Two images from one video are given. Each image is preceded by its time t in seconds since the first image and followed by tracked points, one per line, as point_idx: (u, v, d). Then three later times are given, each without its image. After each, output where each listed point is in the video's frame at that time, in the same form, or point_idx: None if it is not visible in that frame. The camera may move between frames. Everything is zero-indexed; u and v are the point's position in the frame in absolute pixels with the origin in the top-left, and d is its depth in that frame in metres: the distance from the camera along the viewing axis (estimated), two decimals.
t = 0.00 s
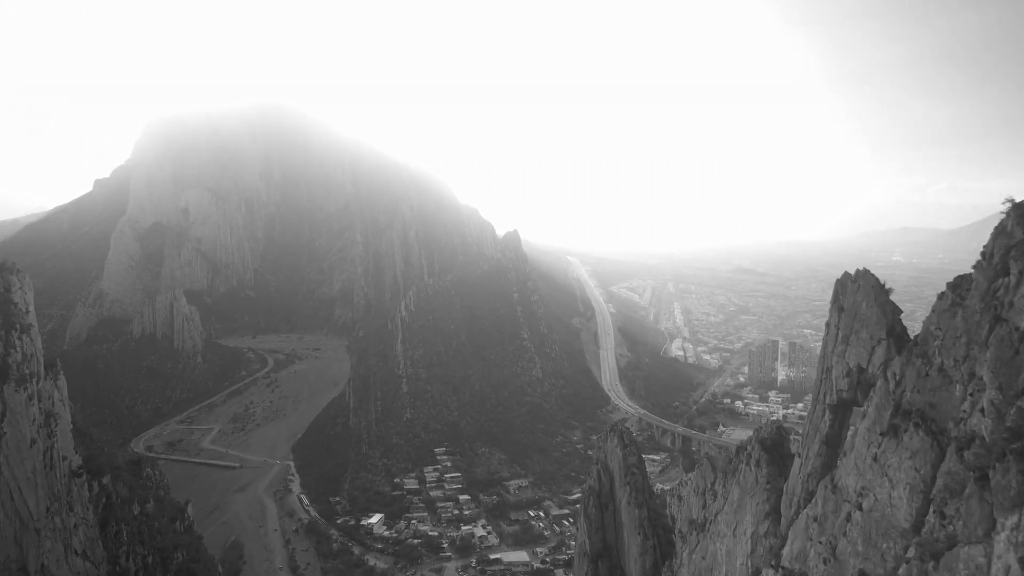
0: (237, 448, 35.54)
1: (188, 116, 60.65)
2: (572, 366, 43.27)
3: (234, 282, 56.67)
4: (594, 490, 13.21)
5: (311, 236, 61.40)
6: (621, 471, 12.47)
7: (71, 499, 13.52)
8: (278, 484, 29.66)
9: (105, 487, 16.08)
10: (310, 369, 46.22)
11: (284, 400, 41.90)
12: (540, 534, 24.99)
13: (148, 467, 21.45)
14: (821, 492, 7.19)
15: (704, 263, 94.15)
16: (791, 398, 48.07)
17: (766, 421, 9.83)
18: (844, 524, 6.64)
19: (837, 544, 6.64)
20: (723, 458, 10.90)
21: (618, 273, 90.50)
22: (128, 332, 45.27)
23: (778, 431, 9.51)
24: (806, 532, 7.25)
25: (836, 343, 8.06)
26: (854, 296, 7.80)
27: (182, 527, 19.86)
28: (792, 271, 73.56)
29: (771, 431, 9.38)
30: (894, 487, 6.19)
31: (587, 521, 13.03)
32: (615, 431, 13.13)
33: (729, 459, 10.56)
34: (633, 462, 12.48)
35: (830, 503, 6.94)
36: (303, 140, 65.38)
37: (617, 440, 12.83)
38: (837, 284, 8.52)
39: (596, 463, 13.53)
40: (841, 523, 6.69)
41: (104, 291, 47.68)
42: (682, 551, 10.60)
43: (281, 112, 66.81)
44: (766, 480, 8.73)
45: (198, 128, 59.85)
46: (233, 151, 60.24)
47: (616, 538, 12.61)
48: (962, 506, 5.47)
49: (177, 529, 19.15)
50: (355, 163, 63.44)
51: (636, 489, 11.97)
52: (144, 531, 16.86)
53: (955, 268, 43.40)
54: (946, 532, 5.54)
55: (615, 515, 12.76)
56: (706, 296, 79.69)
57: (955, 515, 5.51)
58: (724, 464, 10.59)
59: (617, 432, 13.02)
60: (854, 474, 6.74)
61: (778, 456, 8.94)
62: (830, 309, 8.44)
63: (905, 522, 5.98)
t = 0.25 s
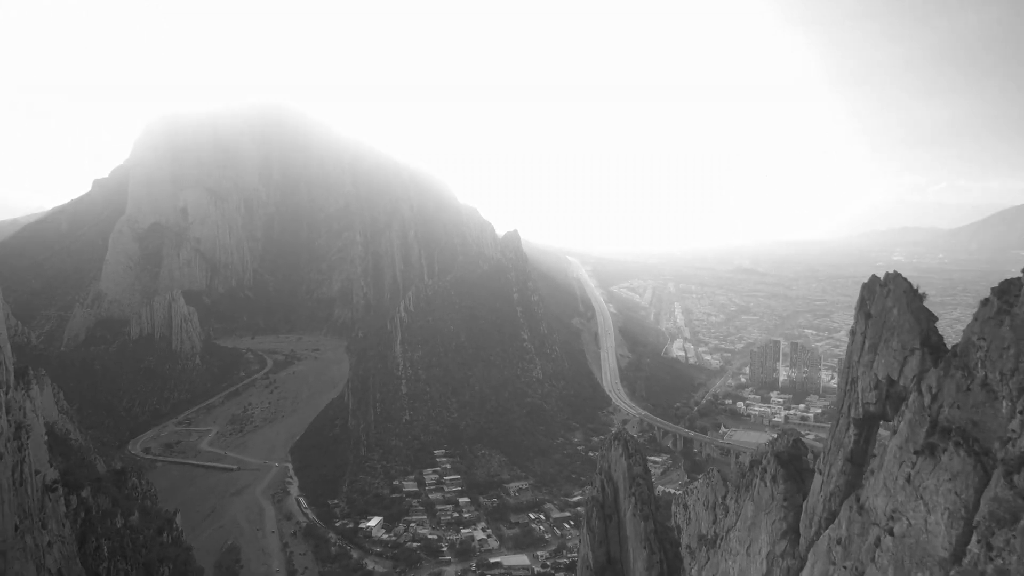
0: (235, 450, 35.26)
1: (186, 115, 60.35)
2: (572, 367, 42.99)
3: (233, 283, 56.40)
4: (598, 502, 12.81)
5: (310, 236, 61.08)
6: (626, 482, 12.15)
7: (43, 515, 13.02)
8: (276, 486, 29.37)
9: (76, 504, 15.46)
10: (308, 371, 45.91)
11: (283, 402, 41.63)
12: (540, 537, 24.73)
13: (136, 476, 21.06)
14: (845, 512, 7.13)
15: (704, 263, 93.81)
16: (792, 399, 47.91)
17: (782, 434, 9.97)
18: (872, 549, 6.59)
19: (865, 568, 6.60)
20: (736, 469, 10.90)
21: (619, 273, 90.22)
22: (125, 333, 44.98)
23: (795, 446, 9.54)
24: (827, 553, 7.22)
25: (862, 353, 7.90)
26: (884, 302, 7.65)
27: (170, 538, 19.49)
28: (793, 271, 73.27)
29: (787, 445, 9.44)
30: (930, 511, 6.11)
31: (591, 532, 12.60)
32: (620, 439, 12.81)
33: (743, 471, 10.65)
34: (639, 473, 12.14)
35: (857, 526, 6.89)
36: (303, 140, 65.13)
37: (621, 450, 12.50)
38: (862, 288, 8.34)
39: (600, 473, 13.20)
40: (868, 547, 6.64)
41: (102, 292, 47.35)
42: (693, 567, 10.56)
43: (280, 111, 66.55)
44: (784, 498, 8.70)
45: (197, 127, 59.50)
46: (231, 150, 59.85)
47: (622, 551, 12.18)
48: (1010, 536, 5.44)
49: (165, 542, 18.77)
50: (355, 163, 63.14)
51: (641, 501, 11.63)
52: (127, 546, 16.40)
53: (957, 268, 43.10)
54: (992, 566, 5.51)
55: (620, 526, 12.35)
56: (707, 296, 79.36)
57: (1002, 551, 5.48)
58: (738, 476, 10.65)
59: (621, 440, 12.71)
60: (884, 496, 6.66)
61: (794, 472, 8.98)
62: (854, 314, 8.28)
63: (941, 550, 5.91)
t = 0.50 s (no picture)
0: (234, 452, 35.02)
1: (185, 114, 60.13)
2: (573, 368, 42.71)
3: (233, 283, 56.30)
4: (600, 512, 11.68)
5: (309, 237, 60.79)
6: (629, 493, 11.14)
7: (14, 533, 12.52)
8: (274, 489, 29.12)
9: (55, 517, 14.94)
10: (308, 371, 45.65)
11: (282, 403, 41.39)
12: (541, 540, 24.49)
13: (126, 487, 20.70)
14: (872, 535, 6.96)
15: (705, 262, 93.46)
16: (795, 400, 48.51)
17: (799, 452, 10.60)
18: None
19: None
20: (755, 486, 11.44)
21: (620, 273, 89.92)
22: (124, 333, 44.72)
23: (814, 462, 10.09)
24: None
25: (890, 363, 7.57)
26: (915, 309, 7.33)
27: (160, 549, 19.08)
28: (794, 271, 72.91)
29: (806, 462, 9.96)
30: (968, 539, 5.90)
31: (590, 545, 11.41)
32: (624, 446, 11.85)
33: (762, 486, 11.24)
34: (645, 483, 11.20)
35: (886, 551, 6.69)
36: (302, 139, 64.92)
37: (625, 458, 11.56)
38: (894, 290, 7.97)
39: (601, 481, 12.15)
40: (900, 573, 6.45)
41: (100, 292, 47.11)
42: None
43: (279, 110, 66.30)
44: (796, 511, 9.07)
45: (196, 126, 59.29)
46: (231, 150, 59.62)
47: (625, 566, 11.04)
48: None
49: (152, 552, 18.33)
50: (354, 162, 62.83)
51: (647, 512, 10.70)
52: (108, 560, 15.98)
53: (960, 268, 42.78)
54: None
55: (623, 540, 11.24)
56: (708, 296, 79.03)
57: None
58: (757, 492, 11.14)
59: (626, 447, 11.76)
60: (917, 520, 6.44)
61: (813, 488, 9.32)
62: (884, 317, 7.92)
63: None
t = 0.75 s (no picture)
0: (232, 444, 34.90)
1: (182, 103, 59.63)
2: (573, 360, 42.47)
3: (231, 274, 56.18)
4: (602, 513, 11.35)
5: (308, 227, 60.47)
6: (633, 493, 10.94)
7: None
8: (273, 481, 28.99)
9: (37, 522, 14.56)
10: (307, 363, 45.45)
11: (281, 394, 41.26)
12: (541, 532, 24.39)
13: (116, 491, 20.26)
14: (901, 548, 6.80)
15: (705, 253, 93.03)
16: (797, 389, 48.99)
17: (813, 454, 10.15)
18: None
19: None
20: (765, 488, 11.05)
21: (620, 264, 89.50)
22: (122, 324, 44.45)
23: (831, 466, 9.65)
24: None
25: (923, 365, 7.23)
26: (953, 308, 7.05)
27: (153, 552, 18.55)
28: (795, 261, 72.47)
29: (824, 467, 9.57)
30: (1015, 561, 5.68)
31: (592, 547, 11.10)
32: (629, 446, 11.57)
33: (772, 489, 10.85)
34: (650, 484, 10.95)
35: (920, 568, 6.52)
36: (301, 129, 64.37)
37: (630, 458, 11.28)
38: (929, 284, 7.64)
39: (603, 481, 11.83)
40: None
41: (99, 283, 46.95)
42: None
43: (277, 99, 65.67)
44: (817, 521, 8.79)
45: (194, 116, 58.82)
46: (228, 139, 59.09)
47: (629, 569, 10.76)
48: None
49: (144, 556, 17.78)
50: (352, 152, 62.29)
51: (653, 515, 10.48)
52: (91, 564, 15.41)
53: (962, 258, 42.46)
54: None
55: (627, 542, 10.96)
56: (709, 286, 78.70)
57: None
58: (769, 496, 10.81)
59: (630, 447, 11.49)
60: (954, 537, 6.26)
61: (833, 496, 9.05)
62: (916, 310, 7.60)
63: None
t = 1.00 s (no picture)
0: (232, 423, 34.88)
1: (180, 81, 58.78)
2: (574, 339, 42.31)
3: (230, 254, 55.73)
4: (606, 503, 11.24)
5: (307, 207, 60.00)
6: (637, 483, 10.82)
7: None
8: (273, 461, 28.96)
9: (23, 511, 14.09)
10: (307, 342, 45.28)
11: (281, 373, 41.21)
12: (541, 512, 24.42)
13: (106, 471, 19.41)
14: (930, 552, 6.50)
15: (705, 232, 92.54)
16: (798, 368, 48.87)
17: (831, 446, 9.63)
18: None
19: None
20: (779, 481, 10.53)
21: (620, 243, 88.95)
22: (120, 304, 44.18)
23: (852, 460, 9.21)
24: None
25: (962, 358, 6.86)
26: (999, 296, 6.65)
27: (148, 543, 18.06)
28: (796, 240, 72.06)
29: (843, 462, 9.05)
30: None
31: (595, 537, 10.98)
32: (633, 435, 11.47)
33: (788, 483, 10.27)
34: (655, 473, 10.75)
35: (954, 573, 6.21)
36: (298, 107, 63.74)
37: (635, 447, 11.19)
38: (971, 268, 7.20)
39: (606, 472, 11.76)
40: None
41: (97, 263, 45.92)
42: None
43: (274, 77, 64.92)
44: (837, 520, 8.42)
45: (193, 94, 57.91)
46: (227, 117, 58.19)
47: (632, 560, 10.53)
48: None
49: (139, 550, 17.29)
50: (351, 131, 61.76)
51: (658, 503, 10.23)
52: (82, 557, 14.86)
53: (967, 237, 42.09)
54: None
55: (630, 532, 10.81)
56: (710, 266, 78.30)
57: None
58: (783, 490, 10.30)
59: (635, 436, 11.38)
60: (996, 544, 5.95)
61: (855, 494, 8.64)
62: (955, 295, 7.19)
63: None
